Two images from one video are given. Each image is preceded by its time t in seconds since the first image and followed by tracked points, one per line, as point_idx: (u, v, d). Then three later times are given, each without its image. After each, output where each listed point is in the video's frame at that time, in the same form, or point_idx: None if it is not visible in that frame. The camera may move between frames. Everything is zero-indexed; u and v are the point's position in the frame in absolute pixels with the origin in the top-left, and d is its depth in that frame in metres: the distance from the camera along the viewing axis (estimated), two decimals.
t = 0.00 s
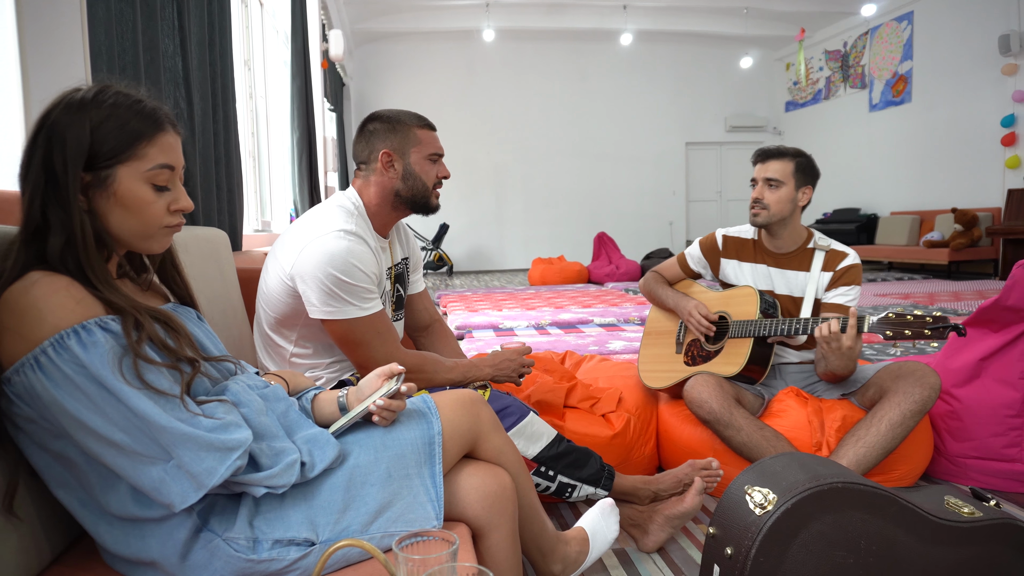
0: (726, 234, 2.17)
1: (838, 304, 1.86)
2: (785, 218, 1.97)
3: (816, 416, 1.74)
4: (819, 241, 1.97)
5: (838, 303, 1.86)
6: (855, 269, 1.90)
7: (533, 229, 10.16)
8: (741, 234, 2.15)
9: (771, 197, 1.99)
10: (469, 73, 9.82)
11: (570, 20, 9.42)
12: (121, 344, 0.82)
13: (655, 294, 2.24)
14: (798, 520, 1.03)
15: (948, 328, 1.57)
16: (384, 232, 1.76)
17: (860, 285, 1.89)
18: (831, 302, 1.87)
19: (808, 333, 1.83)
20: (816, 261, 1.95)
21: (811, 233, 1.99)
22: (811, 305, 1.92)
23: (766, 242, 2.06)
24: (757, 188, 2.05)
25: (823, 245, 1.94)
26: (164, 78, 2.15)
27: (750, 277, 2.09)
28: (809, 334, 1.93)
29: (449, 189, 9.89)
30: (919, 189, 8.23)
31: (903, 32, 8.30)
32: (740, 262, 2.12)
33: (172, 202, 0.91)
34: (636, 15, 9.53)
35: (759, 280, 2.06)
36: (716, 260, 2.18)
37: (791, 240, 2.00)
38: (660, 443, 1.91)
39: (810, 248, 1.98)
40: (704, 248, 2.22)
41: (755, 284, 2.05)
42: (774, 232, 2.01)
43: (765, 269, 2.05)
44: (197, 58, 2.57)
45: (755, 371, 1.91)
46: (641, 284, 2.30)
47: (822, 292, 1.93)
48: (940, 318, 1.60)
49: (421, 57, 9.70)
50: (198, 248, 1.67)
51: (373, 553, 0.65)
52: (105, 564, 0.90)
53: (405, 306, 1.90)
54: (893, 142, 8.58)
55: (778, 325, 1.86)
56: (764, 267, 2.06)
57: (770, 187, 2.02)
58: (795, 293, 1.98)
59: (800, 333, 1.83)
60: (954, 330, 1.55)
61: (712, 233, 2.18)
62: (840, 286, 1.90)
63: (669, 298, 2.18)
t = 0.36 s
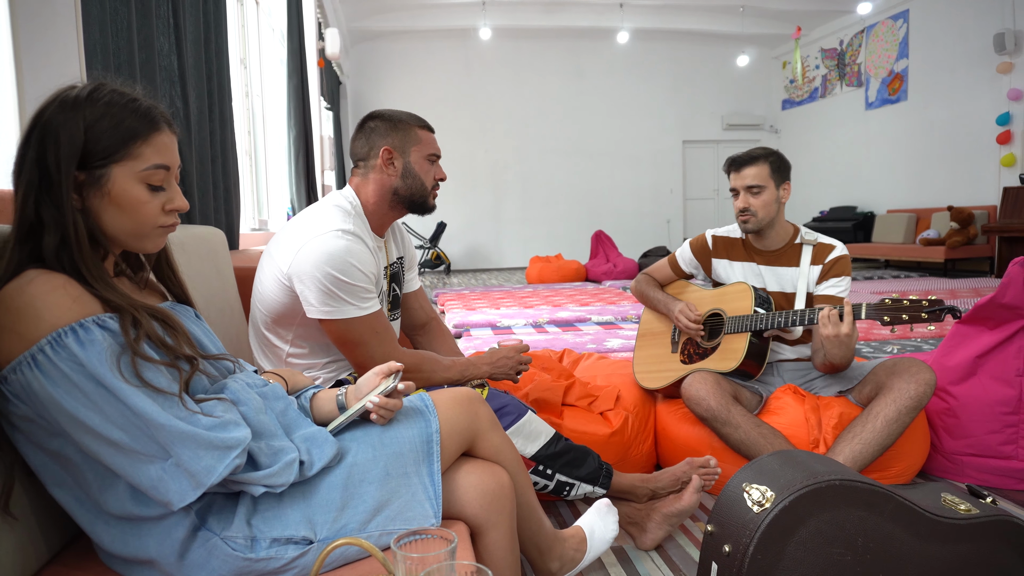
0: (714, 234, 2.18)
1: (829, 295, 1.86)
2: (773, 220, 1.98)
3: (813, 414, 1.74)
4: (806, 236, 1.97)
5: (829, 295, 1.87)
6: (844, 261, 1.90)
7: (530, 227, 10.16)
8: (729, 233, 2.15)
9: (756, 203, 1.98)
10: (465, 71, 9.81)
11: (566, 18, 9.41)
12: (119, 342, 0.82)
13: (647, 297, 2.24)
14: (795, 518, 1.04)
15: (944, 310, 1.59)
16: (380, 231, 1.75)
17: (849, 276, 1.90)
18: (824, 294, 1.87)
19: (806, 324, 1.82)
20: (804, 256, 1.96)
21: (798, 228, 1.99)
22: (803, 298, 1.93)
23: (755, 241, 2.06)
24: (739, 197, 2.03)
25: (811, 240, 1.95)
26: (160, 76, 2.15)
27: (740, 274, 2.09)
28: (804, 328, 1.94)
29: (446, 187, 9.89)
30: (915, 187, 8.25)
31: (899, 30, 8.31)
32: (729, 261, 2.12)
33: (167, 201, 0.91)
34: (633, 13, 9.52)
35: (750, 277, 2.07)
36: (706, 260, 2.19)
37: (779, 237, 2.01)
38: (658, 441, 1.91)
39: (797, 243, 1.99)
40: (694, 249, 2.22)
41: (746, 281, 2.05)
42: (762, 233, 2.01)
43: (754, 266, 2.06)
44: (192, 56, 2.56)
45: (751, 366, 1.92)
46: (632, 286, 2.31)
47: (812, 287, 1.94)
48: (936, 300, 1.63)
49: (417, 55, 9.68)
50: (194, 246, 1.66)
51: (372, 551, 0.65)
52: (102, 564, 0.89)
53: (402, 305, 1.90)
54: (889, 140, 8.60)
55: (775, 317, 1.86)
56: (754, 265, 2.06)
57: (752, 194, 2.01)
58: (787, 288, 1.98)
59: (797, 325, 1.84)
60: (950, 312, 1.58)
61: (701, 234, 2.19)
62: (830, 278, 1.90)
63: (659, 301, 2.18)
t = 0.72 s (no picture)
0: (717, 235, 2.15)
1: (834, 295, 1.88)
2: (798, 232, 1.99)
3: (814, 413, 1.74)
4: (811, 236, 1.98)
5: (833, 294, 1.89)
6: (848, 261, 1.92)
7: (532, 225, 10.15)
8: (732, 234, 2.13)
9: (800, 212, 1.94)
10: (467, 69, 9.80)
11: (569, 16, 9.40)
12: (120, 339, 0.82)
13: (649, 298, 2.22)
14: (797, 517, 1.04)
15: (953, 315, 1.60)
16: (386, 228, 1.75)
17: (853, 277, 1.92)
18: (828, 293, 1.90)
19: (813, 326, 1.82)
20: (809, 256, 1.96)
21: (802, 231, 2.00)
22: (808, 300, 1.93)
23: (763, 242, 2.04)
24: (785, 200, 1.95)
25: (815, 240, 1.95)
26: (163, 74, 2.15)
27: (744, 276, 2.08)
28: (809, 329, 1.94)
29: (448, 185, 9.89)
30: (917, 187, 8.24)
31: (902, 29, 8.29)
32: (733, 262, 2.10)
33: (169, 201, 0.91)
34: (635, 11, 9.51)
35: (754, 278, 2.06)
36: (709, 261, 2.16)
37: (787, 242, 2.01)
38: (659, 441, 1.92)
39: (802, 244, 1.99)
40: (696, 249, 2.19)
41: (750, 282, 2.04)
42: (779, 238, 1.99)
43: (760, 267, 2.05)
44: (195, 54, 2.55)
45: (755, 367, 1.91)
46: (633, 287, 2.28)
47: (817, 287, 1.95)
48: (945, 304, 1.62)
49: (419, 53, 9.68)
50: (196, 244, 1.66)
51: (373, 549, 0.65)
52: (104, 561, 0.90)
53: (404, 303, 1.89)
54: (892, 139, 8.58)
55: (781, 319, 1.86)
56: (759, 266, 2.05)
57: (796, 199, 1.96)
58: (792, 289, 1.98)
59: (803, 326, 1.83)
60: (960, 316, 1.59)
61: (703, 235, 2.16)
62: (834, 278, 1.92)
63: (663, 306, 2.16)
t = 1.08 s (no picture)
0: (733, 232, 2.14)
1: (843, 306, 1.88)
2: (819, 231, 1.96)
3: (819, 415, 1.73)
4: (829, 241, 1.97)
5: (843, 306, 1.88)
6: (863, 271, 1.90)
7: (534, 225, 10.16)
8: (748, 232, 2.11)
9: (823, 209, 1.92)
10: (470, 69, 9.81)
11: (571, 17, 9.41)
12: (123, 339, 0.82)
13: (661, 291, 2.23)
14: (800, 518, 1.03)
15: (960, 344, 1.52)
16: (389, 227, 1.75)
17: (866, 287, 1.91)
18: (837, 303, 1.89)
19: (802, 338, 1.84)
20: (824, 262, 1.95)
21: (820, 233, 1.98)
22: (818, 306, 1.93)
23: (782, 242, 2.01)
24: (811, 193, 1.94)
25: (833, 246, 1.93)
26: (166, 75, 2.15)
27: (758, 276, 2.07)
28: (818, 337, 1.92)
29: (451, 186, 9.89)
30: (921, 186, 8.22)
31: (906, 29, 8.28)
32: (747, 260, 2.10)
33: (179, 194, 0.95)
34: (638, 12, 9.51)
35: (767, 280, 2.05)
36: (723, 258, 2.15)
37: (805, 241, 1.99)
38: (662, 441, 1.91)
39: (819, 248, 1.98)
40: (711, 244, 2.18)
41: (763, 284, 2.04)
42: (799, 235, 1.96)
43: (773, 269, 2.04)
44: (199, 55, 2.56)
45: (759, 371, 1.90)
46: (646, 279, 2.30)
47: (829, 293, 1.94)
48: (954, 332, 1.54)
49: (422, 54, 9.69)
50: (200, 245, 1.66)
51: (375, 549, 0.65)
52: (108, 561, 0.90)
53: (409, 302, 1.89)
54: (895, 139, 8.56)
55: (786, 327, 1.85)
56: (773, 267, 2.04)
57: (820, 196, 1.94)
58: (803, 294, 1.98)
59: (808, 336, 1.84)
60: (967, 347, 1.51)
61: (720, 231, 2.15)
62: (847, 287, 1.91)
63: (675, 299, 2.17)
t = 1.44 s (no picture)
0: (740, 230, 2.15)
1: (847, 308, 1.88)
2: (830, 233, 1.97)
3: (820, 414, 1.73)
4: (836, 242, 1.96)
5: (848, 307, 1.88)
6: (870, 274, 1.90)
7: (535, 225, 10.15)
8: (755, 230, 2.11)
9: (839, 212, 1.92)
10: (471, 69, 9.80)
11: (573, 16, 9.40)
12: (135, 324, 0.82)
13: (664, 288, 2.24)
14: (801, 518, 1.03)
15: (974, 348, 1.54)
16: (389, 226, 1.75)
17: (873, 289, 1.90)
18: (842, 305, 1.89)
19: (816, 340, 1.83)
20: (831, 263, 1.95)
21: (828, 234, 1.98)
22: (823, 308, 1.92)
23: (790, 242, 2.01)
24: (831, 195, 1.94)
25: (841, 247, 1.93)
26: (168, 74, 2.16)
27: (765, 276, 2.07)
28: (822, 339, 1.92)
29: (452, 185, 9.89)
30: (923, 186, 8.21)
31: (908, 28, 8.26)
32: (754, 259, 2.10)
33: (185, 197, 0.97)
34: (639, 11, 9.49)
35: (774, 280, 2.05)
36: (729, 256, 2.16)
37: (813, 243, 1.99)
38: (662, 440, 1.91)
39: (826, 249, 1.98)
40: (717, 242, 2.19)
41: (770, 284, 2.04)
42: (810, 236, 1.96)
43: (780, 269, 2.04)
44: (200, 54, 2.57)
45: (762, 371, 1.89)
46: (649, 273, 2.30)
47: (834, 295, 1.93)
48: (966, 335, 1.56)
49: (423, 53, 9.69)
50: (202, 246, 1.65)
51: (376, 548, 0.65)
52: (110, 560, 0.89)
53: (409, 302, 1.89)
54: (897, 138, 8.55)
55: (794, 328, 1.85)
56: (779, 267, 2.04)
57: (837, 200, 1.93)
58: (809, 296, 1.98)
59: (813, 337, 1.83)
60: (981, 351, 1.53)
61: (726, 228, 2.16)
62: (853, 288, 1.90)
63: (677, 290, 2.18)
